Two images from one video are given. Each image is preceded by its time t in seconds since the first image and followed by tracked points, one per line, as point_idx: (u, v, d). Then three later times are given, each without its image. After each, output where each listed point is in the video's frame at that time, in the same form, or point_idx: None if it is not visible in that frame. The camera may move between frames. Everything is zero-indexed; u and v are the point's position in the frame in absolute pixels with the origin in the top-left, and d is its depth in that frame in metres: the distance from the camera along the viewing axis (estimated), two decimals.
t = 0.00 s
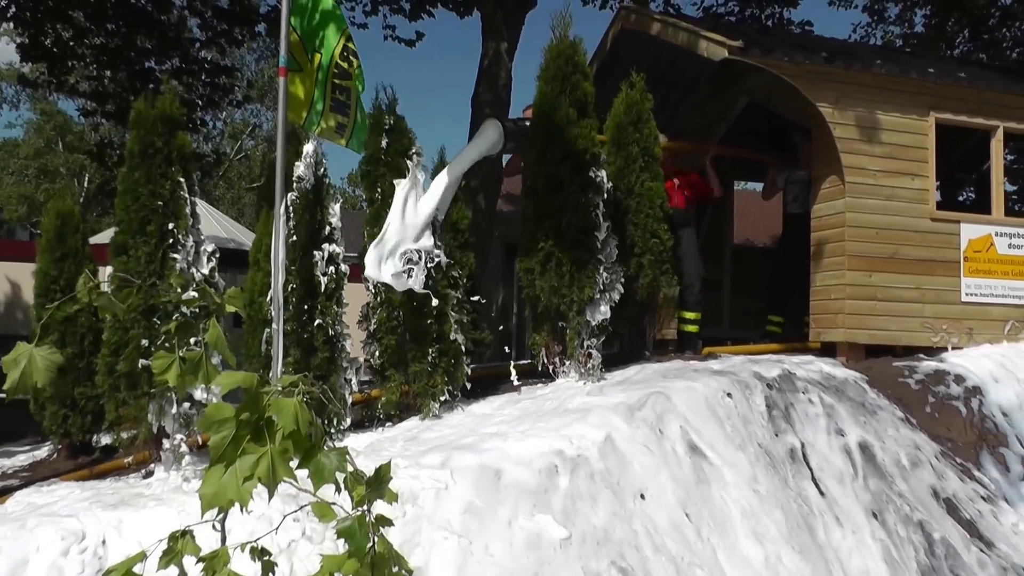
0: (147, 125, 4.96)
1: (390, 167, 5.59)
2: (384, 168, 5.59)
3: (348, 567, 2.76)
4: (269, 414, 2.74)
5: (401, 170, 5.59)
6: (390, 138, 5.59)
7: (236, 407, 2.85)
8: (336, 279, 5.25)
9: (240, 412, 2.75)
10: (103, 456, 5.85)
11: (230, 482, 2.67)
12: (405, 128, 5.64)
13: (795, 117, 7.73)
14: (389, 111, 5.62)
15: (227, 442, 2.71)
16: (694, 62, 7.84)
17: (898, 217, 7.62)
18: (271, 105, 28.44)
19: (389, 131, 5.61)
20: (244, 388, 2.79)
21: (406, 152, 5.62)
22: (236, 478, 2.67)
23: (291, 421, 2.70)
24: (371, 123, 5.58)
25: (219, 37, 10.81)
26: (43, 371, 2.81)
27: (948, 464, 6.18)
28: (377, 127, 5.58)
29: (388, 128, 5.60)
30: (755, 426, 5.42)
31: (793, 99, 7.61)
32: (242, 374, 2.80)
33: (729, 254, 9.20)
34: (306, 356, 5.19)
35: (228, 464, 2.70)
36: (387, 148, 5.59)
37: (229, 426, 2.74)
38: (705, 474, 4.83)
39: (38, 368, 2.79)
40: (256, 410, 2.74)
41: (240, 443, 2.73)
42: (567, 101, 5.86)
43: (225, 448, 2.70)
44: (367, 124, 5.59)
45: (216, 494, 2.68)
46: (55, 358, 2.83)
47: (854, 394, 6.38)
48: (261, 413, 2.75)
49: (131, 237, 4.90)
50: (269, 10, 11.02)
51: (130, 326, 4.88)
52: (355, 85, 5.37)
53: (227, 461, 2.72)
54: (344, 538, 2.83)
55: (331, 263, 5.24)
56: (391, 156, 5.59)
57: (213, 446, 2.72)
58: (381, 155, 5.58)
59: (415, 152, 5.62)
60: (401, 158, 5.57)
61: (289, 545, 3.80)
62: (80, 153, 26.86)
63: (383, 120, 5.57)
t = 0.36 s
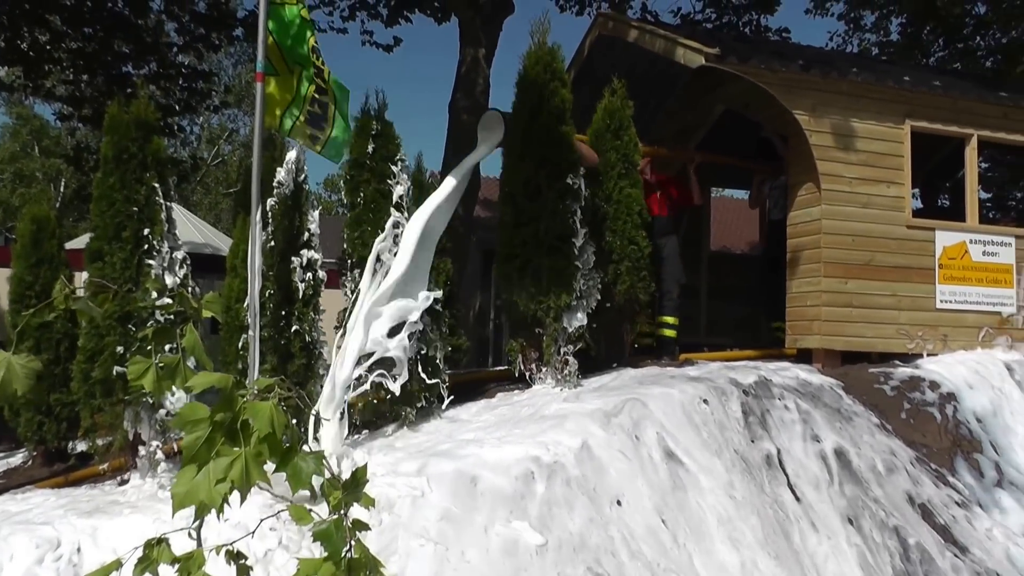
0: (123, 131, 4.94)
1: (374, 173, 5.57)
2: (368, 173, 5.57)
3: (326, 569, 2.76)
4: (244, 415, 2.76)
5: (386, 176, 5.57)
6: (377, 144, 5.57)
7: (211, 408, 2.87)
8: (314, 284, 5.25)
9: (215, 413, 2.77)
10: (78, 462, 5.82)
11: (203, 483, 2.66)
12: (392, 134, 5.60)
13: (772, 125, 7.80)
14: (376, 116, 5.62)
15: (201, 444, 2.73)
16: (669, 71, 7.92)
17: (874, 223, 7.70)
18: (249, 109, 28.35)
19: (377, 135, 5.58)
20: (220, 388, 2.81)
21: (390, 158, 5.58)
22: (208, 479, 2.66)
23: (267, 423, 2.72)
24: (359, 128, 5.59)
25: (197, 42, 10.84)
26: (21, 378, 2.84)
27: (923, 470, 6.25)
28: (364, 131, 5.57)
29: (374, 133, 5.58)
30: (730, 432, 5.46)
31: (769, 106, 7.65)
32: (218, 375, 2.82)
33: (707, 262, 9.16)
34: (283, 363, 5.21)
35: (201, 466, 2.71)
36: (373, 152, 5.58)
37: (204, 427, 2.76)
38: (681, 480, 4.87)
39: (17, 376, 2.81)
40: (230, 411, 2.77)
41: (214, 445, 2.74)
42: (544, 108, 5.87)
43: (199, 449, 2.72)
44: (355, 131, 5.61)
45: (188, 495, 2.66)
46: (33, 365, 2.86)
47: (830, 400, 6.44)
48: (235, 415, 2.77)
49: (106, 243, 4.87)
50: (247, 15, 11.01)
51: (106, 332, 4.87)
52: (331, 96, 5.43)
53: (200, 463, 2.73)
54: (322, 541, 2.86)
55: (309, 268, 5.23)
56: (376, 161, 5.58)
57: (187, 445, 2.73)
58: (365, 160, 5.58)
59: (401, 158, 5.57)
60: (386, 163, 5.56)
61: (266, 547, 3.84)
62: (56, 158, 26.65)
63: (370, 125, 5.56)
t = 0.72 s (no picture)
0: (101, 134, 4.91)
1: (358, 179, 5.47)
2: (351, 178, 5.47)
3: None
4: (220, 424, 2.76)
5: (375, 182, 5.48)
6: (361, 149, 5.49)
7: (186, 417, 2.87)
8: (289, 289, 5.25)
9: (191, 421, 2.77)
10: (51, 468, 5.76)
11: (179, 491, 2.68)
12: (381, 139, 5.55)
13: (751, 132, 7.88)
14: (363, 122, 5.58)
15: (177, 452, 2.73)
16: (647, 79, 7.98)
17: (849, 230, 7.79)
18: (226, 113, 28.25)
19: (361, 141, 5.52)
20: (196, 397, 2.82)
21: (381, 164, 5.51)
22: (184, 488, 2.68)
23: (243, 432, 2.72)
24: (342, 133, 5.54)
25: (174, 45, 10.87)
26: None
27: (898, 476, 6.31)
28: (348, 136, 5.52)
29: (359, 138, 5.52)
30: (706, 438, 5.50)
31: (746, 113, 7.76)
32: (194, 384, 2.83)
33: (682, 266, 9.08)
34: (258, 368, 5.19)
35: (176, 474, 2.72)
36: (358, 157, 5.48)
37: (180, 435, 2.76)
38: (657, 485, 4.90)
39: None
40: (206, 420, 2.77)
41: (190, 453, 2.75)
42: (522, 113, 5.89)
43: (175, 457, 2.72)
44: (340, 135, 5.54)
45: (163, 503, 2.69)
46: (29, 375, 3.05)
47: (805, 406, 6.49)
48: (211, 424, 2.77)
49: (82, 247, 4.84)
50: (225, 19, 11.01)
51: (82, 337, 4.83)
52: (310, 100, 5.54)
53: (176, 471, 2.74)
54: (296, 548, 2.86)
55: (284, 273, 5.25)
56: (362, 167, 5.47)
57: (163, 455, 2.73)
58: (349, 164, 5.46)
59: (387, 164, 5.51)
60: (374, 170, 5.46)
61: (240, 555, 3.80)
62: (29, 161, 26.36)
63: (353, 131, 5.51)
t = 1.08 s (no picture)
0: (74, 136, 4.87)
1: (323, 184, 5.48)
2: (317, 183, 5.47)
3: None
4: (194, 430, 2.74)
5: (332, 185, 5.48)
6: (324, 154, 5.50)
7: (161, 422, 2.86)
8: (266, 293, 5.24)
9: (166, 428, 2.75)
10: (23, 473, 5.68)
11: (152, 498, 2.68)
12: (337, 142, 5.56)
13: (726, 139, 7.94)
14: (323, 125, 5.58)
15: (151, 459, 2.72)
16: (625, 84, 8.01)
17: (824, 237, 7.87)
18: (204, 115, 28.10)
19: (323, 145, 5.52)
20: (171, 403, 2.81)
21: (339, 168, 5.52)
22: (158, 495, 2.68)
23: (217, 439, 2.69)
24: (306, 138, 5.51)
25: (151, 47, 10.80)
26: None
27: (872, 480, 6.38)
28: (311, 141, 5.50)
29: (321, 142, 5.52)
30: (682, 443, 5.54)
31: (720, 120, 7.83)
32: (169, 390, 2.82)
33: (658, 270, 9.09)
34: (233, 372, 5.17)
35: (151, 481, 2.72)
36: (320, 162, 5.49)
37: (155, 441, 2.75)
38: (632, 490, 4.92)
39: None
40: (181, 426, 2.75)
41: (165, 460, 2.74)
42: (500, 118, 5.91)
43: (149, 464, 2.72)
44: (302, 140, 5.52)
45: (136, 510, 2.70)
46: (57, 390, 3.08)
47: (780, 411, 6.55)
48: (186, 431, 2.75)
49: (55, 250, 4.80)
50: (202, 21, 10.99)
51: (54, 340, 4.77)
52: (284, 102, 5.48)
53: (151, 477, 2.73)
54: (271, 556, 2.85)
55: (260, 278, 5.23)
56: (324, 172, 5.48)
57: (137, 463, 2.73)
58: (313, 169, 5.46)
59: (347, 169, 5.53)
60: (333, 173, 5.48)
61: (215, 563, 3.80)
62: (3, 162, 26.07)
63: (316, 134, 5.50)
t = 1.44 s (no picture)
0: (49, 137, 4.84)
1: (308, 187, 5.47)
2: (302, 186, 5.47)
3: None
4: (170, 434, 2.72)
5: (323, 190, 5.48)
6: (313, 156, 5.50)
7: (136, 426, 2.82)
8: (240, 298, 5.25)
9: (140, 432, 2.73)
10: None
11: (128, 504, 2.67)
12: (331, 147, 5.55)
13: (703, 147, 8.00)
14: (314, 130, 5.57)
15: (127, 465, 2.70)
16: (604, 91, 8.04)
17: (798, 244, 7.95)
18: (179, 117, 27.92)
19: (312, 149, 5.51)
20: (145, 407, 2.79)
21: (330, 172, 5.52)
22: (135, 500, 2.67)
23: (194, 443, 2.68)
24: (295, 141, 5.51)
25: (127, 47, 10.73)
26: None
27: (845, 483, 6.45)
28: (300, 144, 5.50)
29: (310, 146, 5.51)
30: (656, 447, 5.57)
31: (698, 128, 7.88)
32: (143, 394, 2.81)
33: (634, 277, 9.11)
34: (207, 377, 5.15)
35: (126, 486, 2.69)
36: (309, 165, 5.48)
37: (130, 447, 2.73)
38: (607, 494, 4.95)
39: None
40: (157, 431, 2.73)
41: (140, 465, 2.71)
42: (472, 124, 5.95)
43: (125, 471, 2.69)
44: (291, 143, 5.52)
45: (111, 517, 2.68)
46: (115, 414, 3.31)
47: (755, 416, 6.61)
48: (161, 435, 2.73)
49: (28, 252, 4.76)
50: (180, 22, 10.94)
51: (25, 345, 4.71)
52: (260, 105, 5.47)
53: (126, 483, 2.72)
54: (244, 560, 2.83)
55: (235, 282, 5.24)
56: (311, 175, 5.48)
57: (113, 469, 2.70)
58: (300, 172, 5.45)
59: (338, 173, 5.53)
60: (323, 178, 5.47)
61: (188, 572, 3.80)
62: None
63: (305, 138, 5.50)
